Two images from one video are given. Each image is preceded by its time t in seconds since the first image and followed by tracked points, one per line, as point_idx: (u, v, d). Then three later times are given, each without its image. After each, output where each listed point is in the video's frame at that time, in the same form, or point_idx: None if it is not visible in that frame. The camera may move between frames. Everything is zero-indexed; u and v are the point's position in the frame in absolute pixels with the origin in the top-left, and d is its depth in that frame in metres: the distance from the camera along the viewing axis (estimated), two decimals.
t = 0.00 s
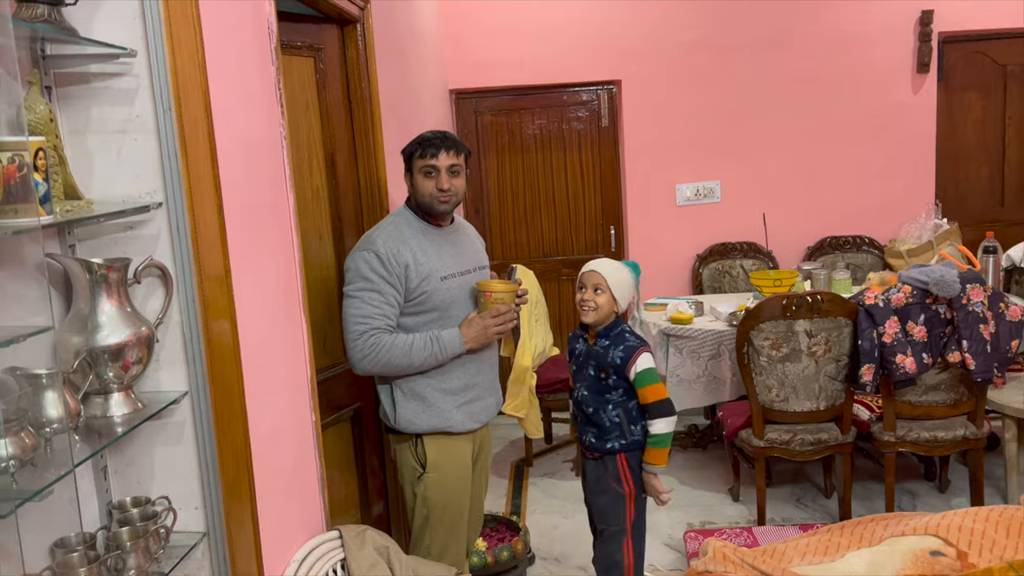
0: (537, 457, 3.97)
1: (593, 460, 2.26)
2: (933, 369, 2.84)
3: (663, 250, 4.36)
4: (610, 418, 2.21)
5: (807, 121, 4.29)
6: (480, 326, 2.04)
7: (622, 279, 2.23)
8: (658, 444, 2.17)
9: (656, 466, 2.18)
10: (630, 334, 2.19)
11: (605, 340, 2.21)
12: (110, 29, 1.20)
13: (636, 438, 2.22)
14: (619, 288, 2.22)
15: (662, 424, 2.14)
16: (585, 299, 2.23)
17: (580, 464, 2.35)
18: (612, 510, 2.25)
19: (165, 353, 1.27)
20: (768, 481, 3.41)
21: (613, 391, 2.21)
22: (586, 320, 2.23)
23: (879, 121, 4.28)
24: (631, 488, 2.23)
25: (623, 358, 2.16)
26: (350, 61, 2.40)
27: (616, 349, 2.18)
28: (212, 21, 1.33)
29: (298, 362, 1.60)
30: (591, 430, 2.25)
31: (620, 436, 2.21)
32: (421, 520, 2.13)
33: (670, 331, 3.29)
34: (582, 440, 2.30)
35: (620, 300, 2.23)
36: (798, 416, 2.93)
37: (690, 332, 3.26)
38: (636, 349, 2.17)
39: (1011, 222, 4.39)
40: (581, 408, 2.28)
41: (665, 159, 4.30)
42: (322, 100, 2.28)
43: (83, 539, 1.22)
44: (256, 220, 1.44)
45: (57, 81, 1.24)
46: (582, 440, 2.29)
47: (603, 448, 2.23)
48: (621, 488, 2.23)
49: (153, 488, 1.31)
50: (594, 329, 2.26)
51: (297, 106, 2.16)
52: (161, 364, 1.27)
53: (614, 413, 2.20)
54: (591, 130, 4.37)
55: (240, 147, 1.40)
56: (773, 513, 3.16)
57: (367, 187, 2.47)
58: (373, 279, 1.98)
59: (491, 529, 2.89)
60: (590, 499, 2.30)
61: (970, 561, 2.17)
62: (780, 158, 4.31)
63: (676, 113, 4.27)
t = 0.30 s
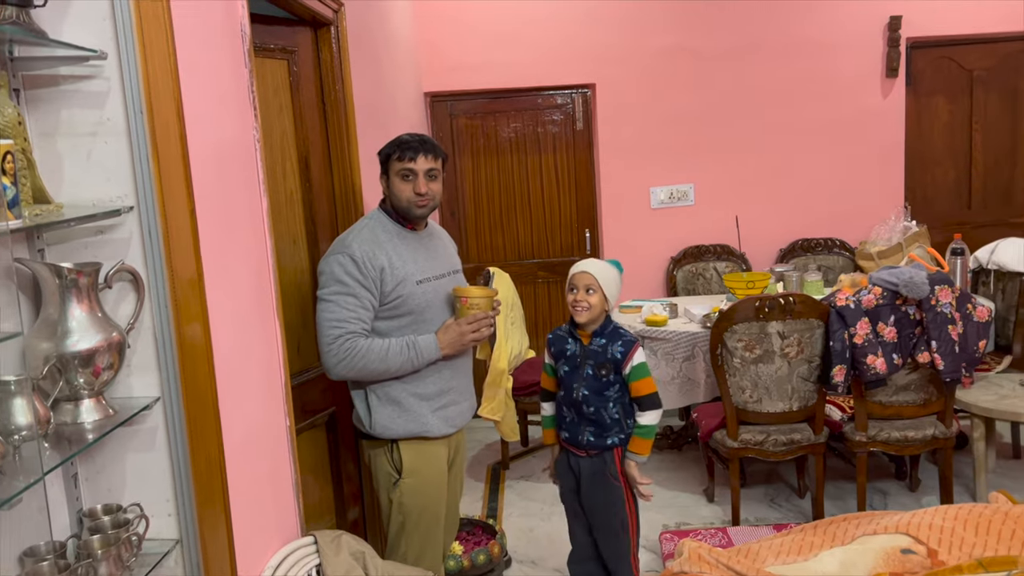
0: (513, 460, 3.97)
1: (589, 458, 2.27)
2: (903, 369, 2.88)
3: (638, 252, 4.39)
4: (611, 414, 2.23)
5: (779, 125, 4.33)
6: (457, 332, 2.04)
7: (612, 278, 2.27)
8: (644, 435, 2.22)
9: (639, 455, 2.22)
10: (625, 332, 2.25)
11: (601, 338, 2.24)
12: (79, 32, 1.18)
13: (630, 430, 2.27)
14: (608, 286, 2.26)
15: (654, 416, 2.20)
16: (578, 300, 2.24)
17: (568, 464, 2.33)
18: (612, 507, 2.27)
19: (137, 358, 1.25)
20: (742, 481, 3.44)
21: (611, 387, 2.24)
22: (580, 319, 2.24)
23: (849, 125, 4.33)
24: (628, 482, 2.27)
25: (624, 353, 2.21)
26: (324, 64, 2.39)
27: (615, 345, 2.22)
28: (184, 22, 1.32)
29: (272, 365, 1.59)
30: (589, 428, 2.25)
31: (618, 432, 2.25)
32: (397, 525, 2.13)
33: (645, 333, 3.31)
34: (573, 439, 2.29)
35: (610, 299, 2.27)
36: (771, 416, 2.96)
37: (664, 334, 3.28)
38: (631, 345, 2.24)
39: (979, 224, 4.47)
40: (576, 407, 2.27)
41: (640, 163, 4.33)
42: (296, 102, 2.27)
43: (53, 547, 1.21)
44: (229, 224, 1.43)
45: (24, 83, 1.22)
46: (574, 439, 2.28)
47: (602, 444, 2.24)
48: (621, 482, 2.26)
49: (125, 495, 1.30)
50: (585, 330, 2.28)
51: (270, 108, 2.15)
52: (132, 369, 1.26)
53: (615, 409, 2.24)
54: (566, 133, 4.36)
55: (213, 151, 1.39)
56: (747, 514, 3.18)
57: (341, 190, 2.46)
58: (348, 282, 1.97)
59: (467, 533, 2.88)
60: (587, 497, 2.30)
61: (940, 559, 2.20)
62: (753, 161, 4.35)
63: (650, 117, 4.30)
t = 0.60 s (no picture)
0: (475, 458, 3.97)
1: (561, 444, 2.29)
2: (857, 363, 2.94)
3: (598, 249, 4.41)
4: (583, 403, 2.26)
5: (736, 124, 4.39)
6: (425, 330, 2.06)
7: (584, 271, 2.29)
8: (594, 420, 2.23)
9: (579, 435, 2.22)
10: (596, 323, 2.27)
11: (572, 331, 2.26)
12: (23, 22, 1.15)
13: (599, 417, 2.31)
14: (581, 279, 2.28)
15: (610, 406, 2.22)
16: (548, 292, 2.25)
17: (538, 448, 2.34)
18: (586, 487, 2.30)
19: (88, 357, 1.23)
20: (701, 475, 3.48)
21: (582, 377, 2.27)
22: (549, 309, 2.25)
23: (804, 124, 4.41)
24: (597, 461, 2.32)
25: (594, 346, 2.24)
26: (281, 60, 2.36)
27: (585, 338, 2.25)
28: (135, 14, 1.30)
29: (229, 364, 1.57)
30: (561, 415, 2.28)
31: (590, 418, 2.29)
32: (357, 527, 2.11)
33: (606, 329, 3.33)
34: (545, 426, 2.31)
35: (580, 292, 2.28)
36: (729, 411, 3.00)
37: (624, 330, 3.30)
38: (600, 336, 2.27)
39: (929, 221, 4.57)
40: (547, 398, 2.29)
41: (600, 160, 4.36)
42: (252, 98, 2.25)
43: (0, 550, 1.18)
44: (183, 219, 1.41)
45: None
46: (546, 425, 2.31)
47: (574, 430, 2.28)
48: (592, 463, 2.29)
49: (76, 497, 1.27)
50: (555, 322, 2.29)
51: (226, 104, 2.12)
52: (82, 368, 1.23)
53: (586, 398, 2.27)
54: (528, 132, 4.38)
55: (166, 145, 1.37)
56: (706, 507, 3.22)
57: (299, 187, 2.44)
58: (309, 281, 1.93)
59: (429, 531, 2.88)
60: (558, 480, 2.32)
61: (892, 547, 2.26)
62: (711, 159, 4.40)
63: (609, 115, 4.32)
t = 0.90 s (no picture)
0: (410, 451, 3.95)
1: (490, 432, 2.31)
2: (782, 350, 3.02)
3: (533, 241, 4.44)
4: (508, 386, 2.30)
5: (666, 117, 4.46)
6: (362, 329, 2.06)
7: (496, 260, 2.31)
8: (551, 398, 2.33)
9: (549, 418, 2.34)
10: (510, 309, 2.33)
11: (491, 317, 2.30)
12: None
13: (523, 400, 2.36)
14: (493, 268, 2.29)
15: (555, 378, 2.32)
16: (464, 280, 2.25)
17: (467, 440, 2.34)
18: (514, 478, 2.34)
19: None
20: (633, 463, 3.54)
21: (506, 362, 2.31)
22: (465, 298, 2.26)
23: (732, 117, 4.50)
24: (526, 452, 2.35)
25: (516, 329, 2.29)
26: (205, 47, 2.31)
27: (506, 323, 2.29)
28: None
29: (151, 358, 1.53)
30: (489, 402, 2.30)
31: (516, 402, 2.33)
32: (288, 526, 2.08)
33: (539, 321, 3.35)
34: (472, 416, 2.31)
35: (495, 279, 2.30)
36: (660, 398, 3.06)
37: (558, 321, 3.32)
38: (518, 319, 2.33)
39: (851, 212, 4.73)
40: (473, 386, 2.31)
41: (533, 152, 4.37)
42: (174, 86, 2.19)
43: None
44: (100, 209, 1.37)
45: None
46: (474, 416, 2.31)
47: (502, 416, 2.30)
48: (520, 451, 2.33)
49: None
50: (472, 311, 2.32)
51: (146, 92, 2.05)
52: None
53: (511, 381, 2.31)
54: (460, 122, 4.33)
55: (81, 133, 1.33)
56: (638, 493, 3.28)
57: (225, 177, 2.39)
58: (243, 281, 1.87)
59: (362, 524, 2.86)
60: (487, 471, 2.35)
61: (815, 527, 2.34)
62: (642, 151, 4.46)
63: (542, 107, 4.35)
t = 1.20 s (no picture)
0: (331, 445, 3.90)
1: (402, 424, 2.29)
2: (697, 336, 3.09)
3: (454, 231, 4.42)
4: (422, 376, 2.30)
5: (585, 108, 4.50)
6: (286, 328, 1.98)
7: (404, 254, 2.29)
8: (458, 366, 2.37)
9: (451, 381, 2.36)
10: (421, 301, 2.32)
11: (402, 310, 2.28)
12: None
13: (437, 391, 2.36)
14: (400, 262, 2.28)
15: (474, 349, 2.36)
16: (372, 277, 2.23)
17: (380, 435, 2.32)
18: (430, 473, 2.33)
19: None
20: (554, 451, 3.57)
21: (418, 353, 2.30)
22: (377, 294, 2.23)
23: (650, 109, 4.58)
24: (442, 445, 2.36)
25: (428, 320, 2.29)
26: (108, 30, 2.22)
27: (417, 314, 2.28)
28: None
29: (51, 353, 1.46)
30: (403, 393, 2.29)
31: (430, 393, 2.33)
32: (206, 527, 1.99)
33: (461, 311, 3.34)
34: (385, 409, 2.29)
35: (403, 273, 2.29)
36: (580, 386, 3.09)
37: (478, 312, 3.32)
38: (429, 309, 2.32)
39: (763, 202, 4.88)
40: (387, 378, 2.29)
41: (453, 142, 4.36)
42: (75, 70, 2.09)
43: None
44: None
45: None
46: (386, 408, 2.29)
47: (417, 407, 2.30)
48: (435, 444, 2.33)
49: None
50: (382, 305, 2.29)
51: (45, 75, 1.96)
52: None
53: (426, 371, 2.31)
54: (378, 110, 4.28)
55: None
56: (561, 480, 3.32)
57: (131, 165, 2.30)
58: (174, 280, 1.76)
59: (281, 521, 2.80)
60: (400, 465, 2.33)
61: (730, 509, 2.41)
62: (562, 142, 4.50)
63: (461, 96, 4.33)
